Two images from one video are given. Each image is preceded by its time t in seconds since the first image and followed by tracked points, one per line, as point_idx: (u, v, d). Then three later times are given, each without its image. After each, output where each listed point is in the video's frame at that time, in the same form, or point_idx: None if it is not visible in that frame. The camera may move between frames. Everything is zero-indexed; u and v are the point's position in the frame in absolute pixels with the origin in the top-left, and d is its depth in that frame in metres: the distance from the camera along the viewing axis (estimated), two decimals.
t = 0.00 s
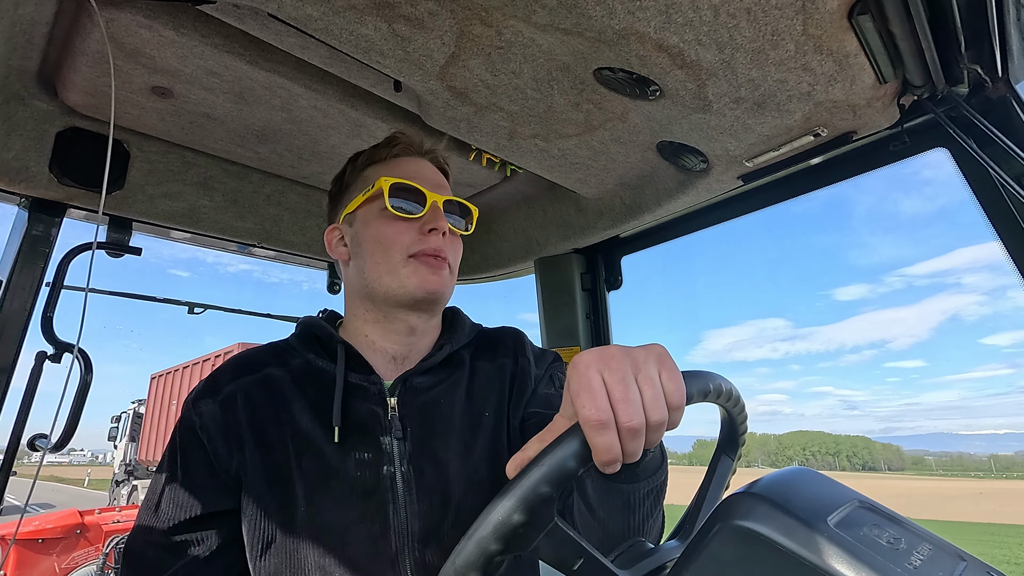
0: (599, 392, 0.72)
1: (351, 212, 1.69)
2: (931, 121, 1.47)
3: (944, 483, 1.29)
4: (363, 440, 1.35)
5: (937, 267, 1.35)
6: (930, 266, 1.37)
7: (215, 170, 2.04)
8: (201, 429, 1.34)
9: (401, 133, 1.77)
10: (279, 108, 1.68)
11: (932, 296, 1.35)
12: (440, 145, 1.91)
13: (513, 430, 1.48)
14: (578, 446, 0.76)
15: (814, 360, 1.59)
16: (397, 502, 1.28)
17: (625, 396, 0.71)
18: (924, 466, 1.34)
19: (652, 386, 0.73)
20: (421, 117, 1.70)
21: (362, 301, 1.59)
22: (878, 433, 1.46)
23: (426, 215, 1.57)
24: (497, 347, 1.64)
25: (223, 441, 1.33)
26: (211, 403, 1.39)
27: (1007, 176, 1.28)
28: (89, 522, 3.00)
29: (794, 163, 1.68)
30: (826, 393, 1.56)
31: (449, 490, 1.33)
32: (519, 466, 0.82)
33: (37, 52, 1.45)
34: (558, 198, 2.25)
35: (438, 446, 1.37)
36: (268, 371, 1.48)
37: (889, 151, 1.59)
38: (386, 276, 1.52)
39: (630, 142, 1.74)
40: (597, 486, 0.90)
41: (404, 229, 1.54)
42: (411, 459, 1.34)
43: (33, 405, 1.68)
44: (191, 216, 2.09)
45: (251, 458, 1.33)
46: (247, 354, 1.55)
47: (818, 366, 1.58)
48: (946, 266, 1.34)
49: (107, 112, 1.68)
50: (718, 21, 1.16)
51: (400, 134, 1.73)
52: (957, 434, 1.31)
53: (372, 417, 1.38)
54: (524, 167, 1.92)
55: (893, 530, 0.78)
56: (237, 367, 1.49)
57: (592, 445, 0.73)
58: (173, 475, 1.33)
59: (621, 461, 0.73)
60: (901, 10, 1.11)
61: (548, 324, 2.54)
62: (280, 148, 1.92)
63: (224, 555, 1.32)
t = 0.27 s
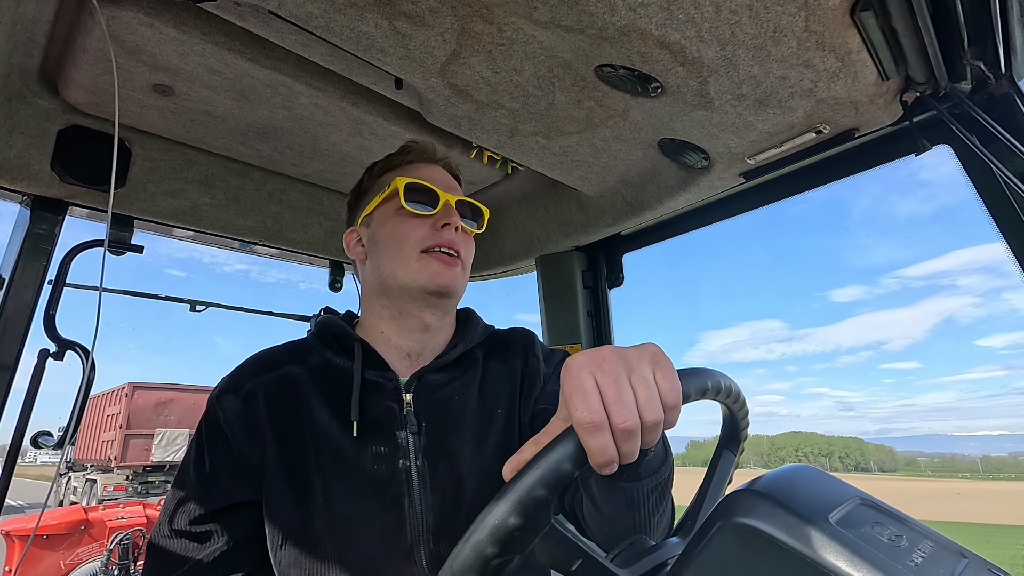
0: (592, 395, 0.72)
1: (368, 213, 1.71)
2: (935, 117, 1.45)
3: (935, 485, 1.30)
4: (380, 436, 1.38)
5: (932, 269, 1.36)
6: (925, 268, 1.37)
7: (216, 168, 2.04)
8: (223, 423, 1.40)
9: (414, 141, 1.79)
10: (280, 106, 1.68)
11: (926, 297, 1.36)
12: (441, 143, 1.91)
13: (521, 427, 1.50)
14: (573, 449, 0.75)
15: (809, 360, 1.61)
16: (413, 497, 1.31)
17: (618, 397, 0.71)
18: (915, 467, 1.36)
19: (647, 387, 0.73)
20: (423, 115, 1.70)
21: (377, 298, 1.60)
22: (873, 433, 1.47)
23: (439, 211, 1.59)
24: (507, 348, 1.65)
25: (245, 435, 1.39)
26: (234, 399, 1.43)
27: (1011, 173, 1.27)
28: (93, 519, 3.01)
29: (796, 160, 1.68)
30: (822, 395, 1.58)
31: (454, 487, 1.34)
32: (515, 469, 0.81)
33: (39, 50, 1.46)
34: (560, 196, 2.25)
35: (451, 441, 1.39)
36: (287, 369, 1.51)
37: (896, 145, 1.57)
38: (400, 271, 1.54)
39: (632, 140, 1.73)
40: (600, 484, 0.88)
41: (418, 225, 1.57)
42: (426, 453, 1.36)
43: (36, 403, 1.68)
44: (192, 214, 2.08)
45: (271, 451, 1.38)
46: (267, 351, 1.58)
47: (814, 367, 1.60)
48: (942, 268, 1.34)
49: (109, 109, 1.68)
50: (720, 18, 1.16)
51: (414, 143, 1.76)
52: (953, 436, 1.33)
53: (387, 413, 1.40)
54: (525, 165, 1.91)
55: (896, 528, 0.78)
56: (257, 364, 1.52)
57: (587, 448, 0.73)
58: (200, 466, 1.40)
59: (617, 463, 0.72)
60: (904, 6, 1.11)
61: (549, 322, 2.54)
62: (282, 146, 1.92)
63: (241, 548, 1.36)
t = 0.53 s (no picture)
0: (593, 400, 0.71)
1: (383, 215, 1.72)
2: (934, 121, 1.45)
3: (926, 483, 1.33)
4: (387, 439, 1.38)
5: (926, 270, 1.37)
6: (919, 269, 1.38)
7: (218, 173, 2.05)
8: (235, 426, 1.37)
9: (428, 148, 1.83)
10: (281, 112, 1.69)
11: (921, 299, 1.37)
12: (442, 148, 1.92)
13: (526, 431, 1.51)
14: (573, 454, 0.75)
15: (804, 361, 1.63)
16: (418, 501, 1.31)
17: (619, 402, 0.71)
18: (903, 467, 1.39)
19: (647, 392, 0.72)
20: (423, 120, 1.70)
21: (389, 299, 1.60)
22: (867, 433, 1.50)
23: (454, 215, 1.59)
24: (513, 355, 1.65)
25: (258, 438, 1.37)
26: (244, 402, 1.42)
27: (1009, 175, 1.27)
28: (92, 525, 3.02)
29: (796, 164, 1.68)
30: (816, 394, 1.60)
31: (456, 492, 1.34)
32: (515, 474, 0.81)
33: (41, 57, 1.46)
34: (560, 200, 2.26)
35: (458, 445, 1.40)
36: (296, 373, 1.51)
37: (892, 151, 1.58)
38: (412, 273, 1.54)
39: (632, 144, 1.74)
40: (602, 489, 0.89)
41: (432, 228, 1.57)
42: (432, 457, 1.37)
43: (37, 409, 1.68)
44: (194, 220, 2.09)
45: (285, 455, 1.37)
46: (275, 355, 1.58)
47: (809, 367, 1.62)
48: (937, 269, 1.35)
49: (111, 116, 1.69)
50: (719, 22, 1.16)
51: (427, 149, 1.80)
52: (945, 436, 1.35)
53: (395, 416, 1.41)
54: (526, 169, 1.92)
55: (898, 532, 0.78)
56: (266, 367, 1.52)
57: (587, 453, 0.72)
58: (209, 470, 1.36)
59: (617, 468, 0.72)
60: (903, 10, 1.11)
61: (550, 326, 2.54)
62: (283, 151, 1.92)
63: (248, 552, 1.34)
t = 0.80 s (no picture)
0: (593, 396, 0.71)
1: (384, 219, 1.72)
2: (937, 117, 1.46)
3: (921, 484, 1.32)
4: (387, 435, 1.39)
5: (920, 272, 1.38)
6: (913, 271, 1.39)
7: (218, 170, 2.04)
8: (240, 424, 1.38)
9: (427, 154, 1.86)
10: (282, 108, 1.69)
11: (915, 301, 1.38)
12: (443, 144, 1.91)
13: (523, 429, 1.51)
14: (574, 450, 0.75)
15: (799, 362, 1.64)
16: (418, 496, 1.32)
17: (619, 399, 0.71)
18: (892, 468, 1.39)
19: (648, 389, 0.72)
20: (424, 117, 1.70)
21: (389, 301, 1.61)
22: (861, 434, 1.50)
23: (453, 217, 1.59)
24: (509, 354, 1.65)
25: (263, 437, 1.38)
26: (249, 400, 1.42)
27: (1011, 172, 1.27)
28: (95, 520, 3.02)
29: (798, 162, 1.68)
30: (811, 396, 1.60)
31: (457, 489, 1.34)
32: (516, 471, 0.81)
33: (42, 53, 1.46)
34: (561, 197, 2.25)
35: (458, 444, 1.40)
36: (299, 373, 1.51)
37: (893, 148, 1.57)
38: (414, 274, 1.55)
39: (633, 141, 1.73)
40: (598, 483, 0.89)
41: (433, 230, 1.58)
42: (432, 454, 1.37)
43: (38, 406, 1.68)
44: (195, 217, 2.09)
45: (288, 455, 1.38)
46: (277, 356, 1.58)
47: (804, 368, 1.63)
48: (931, 271, 1.35)
49: (111, 112, 1.68)
50: (721, 19, 1.16)
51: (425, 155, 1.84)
52: (939, 436, 1.36)
53: (394, 415, 1.41)
54: (527, 166, 1.91)
55: (898, 529, 0.78)
56: (269, 367, 1.52)
57: (588, 449, 0.72)
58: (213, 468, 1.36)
59: (618, 464, 0.72)
60: (905, 6, 1.11)
61: (550, 323, 2.54)
62: (283, 148, 1.92)
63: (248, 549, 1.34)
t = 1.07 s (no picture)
0: (592, 399, 0.71)
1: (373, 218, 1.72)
2: (938, 119, 1.44)
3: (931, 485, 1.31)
4: (384, 432, 1.39)
5: (913, 273, 1.38)
6: (906, 272, 1.40)
7: (219, 171, 2.04)
8: (235, 421, 1.39)
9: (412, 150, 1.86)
10: (283, 109, 1.69)
11: (908, 302, 1.39)
12: (443, 145, 1.91)
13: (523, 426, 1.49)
14: (573, 452, 0.75)
15: (794, 363, 1.65)
16: (416, 491, 1.32)
17: (619, 401, 0.71)
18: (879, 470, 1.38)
19: (649, 390, 0.72)
20: (425, 118, 1.70)
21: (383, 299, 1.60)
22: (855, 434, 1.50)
23: (442, 211, 1.59)
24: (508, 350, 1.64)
25: (258, 434, 1.39)
26: (244, 398, 1.43)
27: (1011, 172, 1.27)
28: (96, 521, 3.03)
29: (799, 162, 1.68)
30: (805, 396, 1.61)
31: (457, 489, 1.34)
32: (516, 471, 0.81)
33: (42, 53, 1.46)
34: (562, 198, 2.25)
35: (454, 438, 1.40)
36: (295, 369, 1.51)
37: (887, 150, 1.59)
38: (405, 269, 1.54)
39: (633, 142, 1.73)
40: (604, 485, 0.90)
41: (421, 225, 1.58)
42: (428, 448, 1.37)
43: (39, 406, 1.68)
44: (195, 217, 2.09)
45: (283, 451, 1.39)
46: (275, 352, 1.58)
47: (799, 369, 1.64)
48: (925, 273, 1.36)
49: (112, 113, 1.69)
50: (721, 19, 1.16)
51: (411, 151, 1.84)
52: (931, 437, 1.37)
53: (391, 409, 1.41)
54: (527, 167, 1.91)
55: (898, 530, 0.78)
56: (266, 363, 1.53)
57: (587, 451, 0.72)
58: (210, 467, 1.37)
59: (618, 465, 0.72)
60: (905, 7, 1.11)
61: (551, 324, 2.54)
62: (284, 149, 1.92)
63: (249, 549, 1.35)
